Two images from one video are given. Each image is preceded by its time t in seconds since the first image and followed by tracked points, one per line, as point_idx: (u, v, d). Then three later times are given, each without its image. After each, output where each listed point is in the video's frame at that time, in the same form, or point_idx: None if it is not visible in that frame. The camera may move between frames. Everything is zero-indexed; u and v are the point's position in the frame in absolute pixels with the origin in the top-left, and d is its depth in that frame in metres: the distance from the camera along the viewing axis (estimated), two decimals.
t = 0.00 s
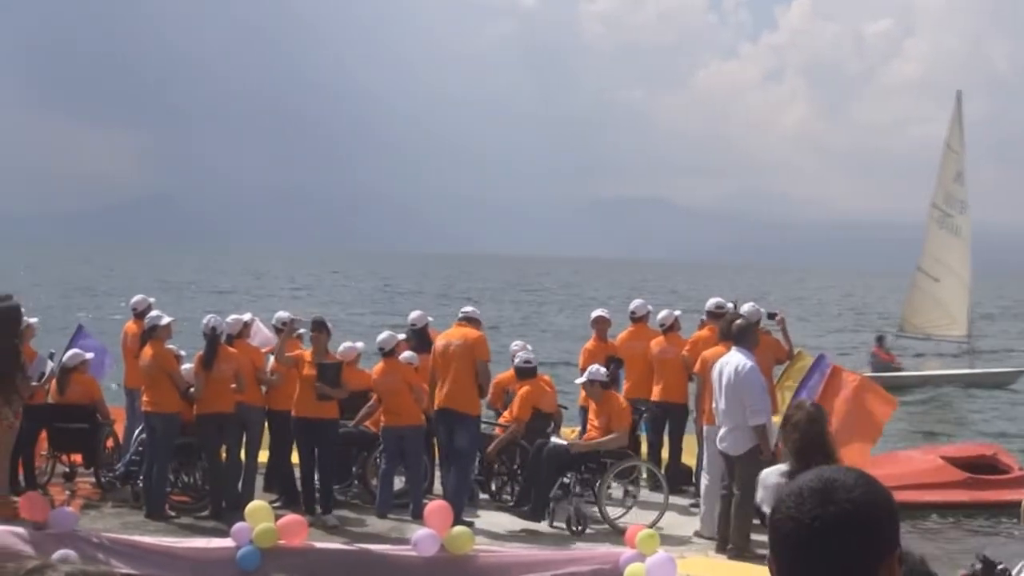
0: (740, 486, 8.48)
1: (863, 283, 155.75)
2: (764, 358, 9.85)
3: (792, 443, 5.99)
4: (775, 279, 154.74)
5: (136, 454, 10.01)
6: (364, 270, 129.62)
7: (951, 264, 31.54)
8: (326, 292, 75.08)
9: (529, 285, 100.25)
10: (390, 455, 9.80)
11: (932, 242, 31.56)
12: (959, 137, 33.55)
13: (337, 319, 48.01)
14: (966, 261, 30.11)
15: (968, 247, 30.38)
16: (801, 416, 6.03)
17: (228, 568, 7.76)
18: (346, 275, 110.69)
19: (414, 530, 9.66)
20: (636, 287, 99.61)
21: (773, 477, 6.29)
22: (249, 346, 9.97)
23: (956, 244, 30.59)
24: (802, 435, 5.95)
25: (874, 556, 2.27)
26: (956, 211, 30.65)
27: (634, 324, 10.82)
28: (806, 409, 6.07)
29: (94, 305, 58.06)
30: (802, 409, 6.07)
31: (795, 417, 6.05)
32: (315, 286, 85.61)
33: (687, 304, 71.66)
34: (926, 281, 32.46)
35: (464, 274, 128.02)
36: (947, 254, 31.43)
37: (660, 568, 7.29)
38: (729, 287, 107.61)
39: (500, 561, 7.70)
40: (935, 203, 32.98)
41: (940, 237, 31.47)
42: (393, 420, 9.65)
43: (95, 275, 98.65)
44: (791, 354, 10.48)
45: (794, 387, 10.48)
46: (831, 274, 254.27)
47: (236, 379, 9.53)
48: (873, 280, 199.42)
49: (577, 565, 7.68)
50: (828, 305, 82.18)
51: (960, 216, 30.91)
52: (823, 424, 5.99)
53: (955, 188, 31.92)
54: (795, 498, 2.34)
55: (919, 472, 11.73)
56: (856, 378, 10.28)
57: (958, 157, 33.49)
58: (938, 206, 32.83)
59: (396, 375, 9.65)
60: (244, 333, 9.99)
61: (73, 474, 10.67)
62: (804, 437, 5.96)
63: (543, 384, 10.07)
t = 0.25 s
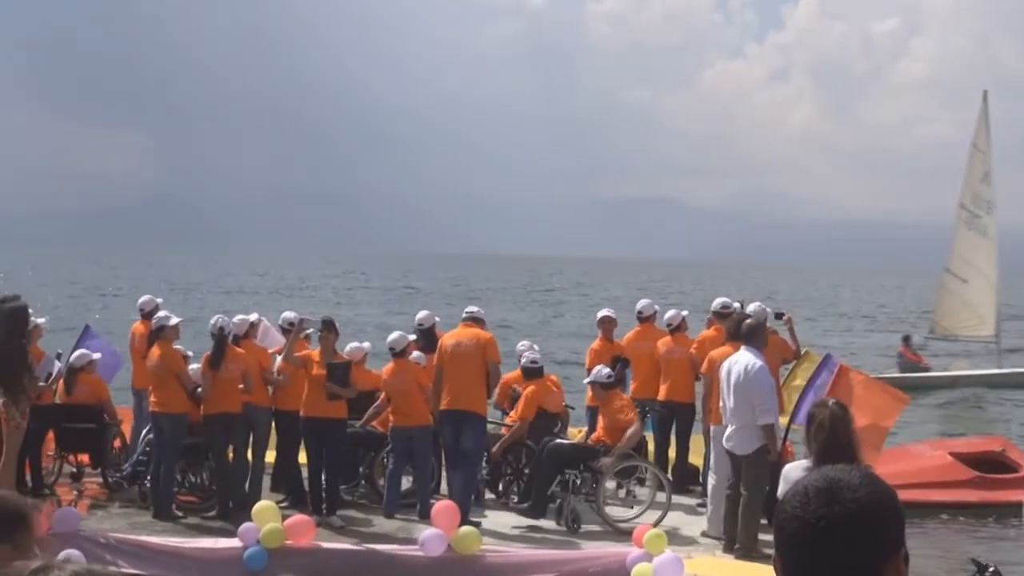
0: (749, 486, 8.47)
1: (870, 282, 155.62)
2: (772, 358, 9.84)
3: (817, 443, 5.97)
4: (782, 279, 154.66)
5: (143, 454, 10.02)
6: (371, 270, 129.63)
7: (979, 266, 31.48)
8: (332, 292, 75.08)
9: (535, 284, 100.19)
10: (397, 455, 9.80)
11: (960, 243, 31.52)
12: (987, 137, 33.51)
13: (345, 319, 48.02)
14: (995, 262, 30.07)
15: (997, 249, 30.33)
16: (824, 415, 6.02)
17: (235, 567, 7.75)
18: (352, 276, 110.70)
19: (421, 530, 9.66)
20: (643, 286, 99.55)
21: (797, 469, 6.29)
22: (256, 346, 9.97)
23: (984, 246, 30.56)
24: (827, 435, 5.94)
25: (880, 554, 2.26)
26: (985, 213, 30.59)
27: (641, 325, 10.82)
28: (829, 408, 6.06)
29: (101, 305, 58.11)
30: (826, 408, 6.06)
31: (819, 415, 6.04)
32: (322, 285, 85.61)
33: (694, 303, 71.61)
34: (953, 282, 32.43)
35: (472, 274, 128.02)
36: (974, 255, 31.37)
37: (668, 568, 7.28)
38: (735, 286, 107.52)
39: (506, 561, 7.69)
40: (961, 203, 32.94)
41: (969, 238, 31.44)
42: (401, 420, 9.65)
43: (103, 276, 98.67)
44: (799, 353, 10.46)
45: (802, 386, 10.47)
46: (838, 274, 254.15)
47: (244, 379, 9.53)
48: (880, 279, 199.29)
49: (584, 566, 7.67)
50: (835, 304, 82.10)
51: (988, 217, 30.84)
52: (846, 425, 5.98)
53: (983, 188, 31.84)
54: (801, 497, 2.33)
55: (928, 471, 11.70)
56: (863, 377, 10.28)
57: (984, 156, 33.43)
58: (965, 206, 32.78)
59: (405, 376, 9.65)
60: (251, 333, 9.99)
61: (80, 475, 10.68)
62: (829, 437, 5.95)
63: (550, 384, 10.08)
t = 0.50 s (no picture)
0: (755, 485, 8.46)
1: (877, 281, 155.45)
2: (778, 356, 9.84)
3: (828, 445, 5.97)
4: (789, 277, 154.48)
5: (150, 453, 10.03)
6: (378, 269, 129.59)
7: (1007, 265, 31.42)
8: (339, 291, 75.03)
9: (542, 284, 100.09)
10: (405, 454, 9.81)
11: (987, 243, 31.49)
12: (1015, 135, 33.37)
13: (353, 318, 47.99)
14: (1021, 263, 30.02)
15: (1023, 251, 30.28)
16: (835, 417, 6.01)
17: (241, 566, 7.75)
18: (359, 275, 110.63)
19: (428, 529, 9.66)
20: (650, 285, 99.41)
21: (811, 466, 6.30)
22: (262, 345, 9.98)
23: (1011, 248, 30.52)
24: (836, 439, 5.94)
25: (887, 553, 2.26)
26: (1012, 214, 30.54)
27: (648, 323, 10.81)
28: (839, 408, 6.05)
29: (108, 304, 58.11)
30: (835, 409, 6.05)
31: (830, 416, 6.03)
32: (329, 285, 85.56)
33: (702, 301, 71.53)
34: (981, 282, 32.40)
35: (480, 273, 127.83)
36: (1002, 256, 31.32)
37: (674, 567, 7.28)
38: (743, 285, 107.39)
39: (513, 561, 7.70)
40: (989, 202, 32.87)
41: (996, 239, 31.36)
42: (408, 419, 9.66)
43: (111, 275, 98.65)
44: (805, 352, 10.45)
45: (809, 384, 10.46)
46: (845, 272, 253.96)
47: (251, 378, 9.54)
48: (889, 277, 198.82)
49: (590, 565, 7.67)
50: (844, 303, 81.98)
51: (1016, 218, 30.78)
52: (857, 429, 5.98)
53: (1011, 189, 31.75)
54: (808, 498, 2.33)
55: (938, 468, 11.69)
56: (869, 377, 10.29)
57: (1012, 154, 33.33)
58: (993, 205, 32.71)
59: (414, 374, 9.67)
60: (258, 333, 9.99)
61: (86, 475, 10.69)
62: (839, 441, 5.94)
63: (558, 384, 10.08)
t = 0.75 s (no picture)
0: (758, 484, 8.46)
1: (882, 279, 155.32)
2: (781, 355, 9.84)
3: (823, 448, 5.96)
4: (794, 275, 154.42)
5: (153, 452, 10.03)
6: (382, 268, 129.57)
7: None
8: (344, 291, 75.03)
9: (547, 284, 100.02)
10: (408, 453, 9.81)
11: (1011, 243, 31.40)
12: None
13: (356, 317, 47.91)
14: None
15: None
16: (830, 418, 6.00)
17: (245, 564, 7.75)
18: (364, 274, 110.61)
19: (431, 528, 9.66)
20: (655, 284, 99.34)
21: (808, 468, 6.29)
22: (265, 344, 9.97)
23: None
24: (831, 441, 5.94)
25: (892, 551, 2.26)
26: None
27: (651, 322, 10.80)
28: (833, 409, 6.03)
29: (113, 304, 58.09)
30: (830, 410, 6.03)
31: (825, 418, 6.03)
32: (333, 284, 85.51)
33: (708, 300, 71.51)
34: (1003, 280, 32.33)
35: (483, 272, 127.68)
36: None
37: (677, 566, 7.27)
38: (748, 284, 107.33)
39: (516, 560, 7.69)
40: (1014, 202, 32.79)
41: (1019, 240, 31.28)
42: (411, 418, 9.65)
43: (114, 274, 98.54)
44: (808, 351, 10.44)
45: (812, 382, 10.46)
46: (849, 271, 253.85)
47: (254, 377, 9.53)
48: (896, 276, 198.53)
49: (593, 563, 7.66)
50: (850, 302, 81.93)
51: None
52: (852, 429, 5.97)
53: None
54: (813, 493, 2.32)
55: (944, 466, 11.69)
56: (873, 375, 10.28)
57: None
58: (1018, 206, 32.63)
59: (419, 373, 9.67)
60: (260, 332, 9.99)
61: (89, 474, 10.69)
62: (834, 442, 5.94)
63: (561, 383, 10.08)
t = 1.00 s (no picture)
0: (758, 481, 8.45)
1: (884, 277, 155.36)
2: (781, 352, 9.85)
3: (808, 441, 5.98)
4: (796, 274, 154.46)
5: (154, 450, 10.05)
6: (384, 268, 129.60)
7: None
8: (346, 291, 75.00)
9: (548, 283, 100.07)
10: (409, 450, 9.82)
11: None
12: None
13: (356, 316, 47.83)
14: None
15: None
16: (821, 410, 6.01)
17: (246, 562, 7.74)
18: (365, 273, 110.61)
19: (431, 526, 9.66)
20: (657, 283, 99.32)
21: (799, 464, 6.29)
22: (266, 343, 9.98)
23: None
24: (818, 434, 5.94)
25: (896, 548, 2.26)
26: None
27: (651, 319, 10.82)
28: (824, 402, 6.04)
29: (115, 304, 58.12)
30: (821, 403, 6.04)
31: (814, 413, 6.03)
32: (335, 283, 85.51)
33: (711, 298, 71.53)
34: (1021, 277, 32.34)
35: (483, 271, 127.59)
36: None
37: (677, 563, 7.27)
38: (749, 281, 107.35)
39: (517, 558, 7.69)
40: None
41: None
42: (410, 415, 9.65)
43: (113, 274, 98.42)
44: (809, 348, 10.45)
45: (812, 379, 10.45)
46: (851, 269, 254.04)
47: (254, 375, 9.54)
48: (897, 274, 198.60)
49: (592, 562, 7.66)
50: (852, 300, 81.94)
51: None
52: (845, 424, 5.97)
53: None
54: (820, 487, 2.32)
55: (944, 464, 11.71)
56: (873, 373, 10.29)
57: None
58: None
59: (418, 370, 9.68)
60: (261, 329, 9.99)
61: (91, 472, 10.71)
62: (821, 436, 5.95)
63: (562, 381, 10.10)
